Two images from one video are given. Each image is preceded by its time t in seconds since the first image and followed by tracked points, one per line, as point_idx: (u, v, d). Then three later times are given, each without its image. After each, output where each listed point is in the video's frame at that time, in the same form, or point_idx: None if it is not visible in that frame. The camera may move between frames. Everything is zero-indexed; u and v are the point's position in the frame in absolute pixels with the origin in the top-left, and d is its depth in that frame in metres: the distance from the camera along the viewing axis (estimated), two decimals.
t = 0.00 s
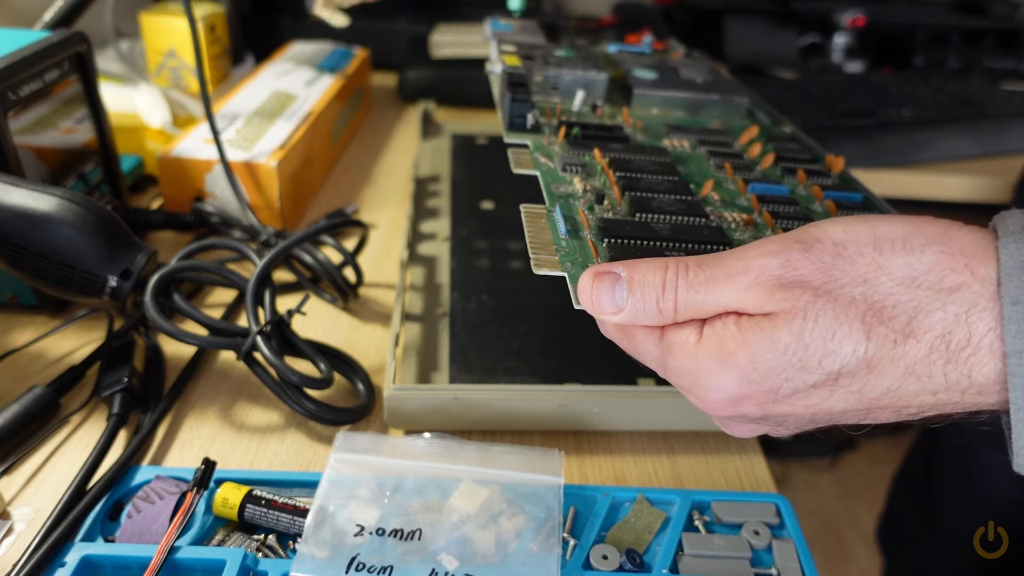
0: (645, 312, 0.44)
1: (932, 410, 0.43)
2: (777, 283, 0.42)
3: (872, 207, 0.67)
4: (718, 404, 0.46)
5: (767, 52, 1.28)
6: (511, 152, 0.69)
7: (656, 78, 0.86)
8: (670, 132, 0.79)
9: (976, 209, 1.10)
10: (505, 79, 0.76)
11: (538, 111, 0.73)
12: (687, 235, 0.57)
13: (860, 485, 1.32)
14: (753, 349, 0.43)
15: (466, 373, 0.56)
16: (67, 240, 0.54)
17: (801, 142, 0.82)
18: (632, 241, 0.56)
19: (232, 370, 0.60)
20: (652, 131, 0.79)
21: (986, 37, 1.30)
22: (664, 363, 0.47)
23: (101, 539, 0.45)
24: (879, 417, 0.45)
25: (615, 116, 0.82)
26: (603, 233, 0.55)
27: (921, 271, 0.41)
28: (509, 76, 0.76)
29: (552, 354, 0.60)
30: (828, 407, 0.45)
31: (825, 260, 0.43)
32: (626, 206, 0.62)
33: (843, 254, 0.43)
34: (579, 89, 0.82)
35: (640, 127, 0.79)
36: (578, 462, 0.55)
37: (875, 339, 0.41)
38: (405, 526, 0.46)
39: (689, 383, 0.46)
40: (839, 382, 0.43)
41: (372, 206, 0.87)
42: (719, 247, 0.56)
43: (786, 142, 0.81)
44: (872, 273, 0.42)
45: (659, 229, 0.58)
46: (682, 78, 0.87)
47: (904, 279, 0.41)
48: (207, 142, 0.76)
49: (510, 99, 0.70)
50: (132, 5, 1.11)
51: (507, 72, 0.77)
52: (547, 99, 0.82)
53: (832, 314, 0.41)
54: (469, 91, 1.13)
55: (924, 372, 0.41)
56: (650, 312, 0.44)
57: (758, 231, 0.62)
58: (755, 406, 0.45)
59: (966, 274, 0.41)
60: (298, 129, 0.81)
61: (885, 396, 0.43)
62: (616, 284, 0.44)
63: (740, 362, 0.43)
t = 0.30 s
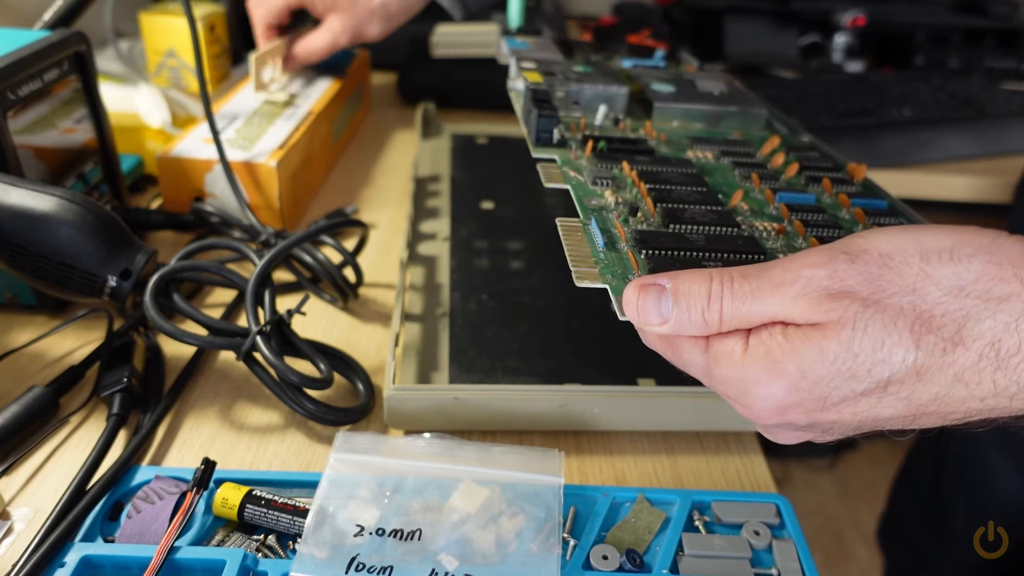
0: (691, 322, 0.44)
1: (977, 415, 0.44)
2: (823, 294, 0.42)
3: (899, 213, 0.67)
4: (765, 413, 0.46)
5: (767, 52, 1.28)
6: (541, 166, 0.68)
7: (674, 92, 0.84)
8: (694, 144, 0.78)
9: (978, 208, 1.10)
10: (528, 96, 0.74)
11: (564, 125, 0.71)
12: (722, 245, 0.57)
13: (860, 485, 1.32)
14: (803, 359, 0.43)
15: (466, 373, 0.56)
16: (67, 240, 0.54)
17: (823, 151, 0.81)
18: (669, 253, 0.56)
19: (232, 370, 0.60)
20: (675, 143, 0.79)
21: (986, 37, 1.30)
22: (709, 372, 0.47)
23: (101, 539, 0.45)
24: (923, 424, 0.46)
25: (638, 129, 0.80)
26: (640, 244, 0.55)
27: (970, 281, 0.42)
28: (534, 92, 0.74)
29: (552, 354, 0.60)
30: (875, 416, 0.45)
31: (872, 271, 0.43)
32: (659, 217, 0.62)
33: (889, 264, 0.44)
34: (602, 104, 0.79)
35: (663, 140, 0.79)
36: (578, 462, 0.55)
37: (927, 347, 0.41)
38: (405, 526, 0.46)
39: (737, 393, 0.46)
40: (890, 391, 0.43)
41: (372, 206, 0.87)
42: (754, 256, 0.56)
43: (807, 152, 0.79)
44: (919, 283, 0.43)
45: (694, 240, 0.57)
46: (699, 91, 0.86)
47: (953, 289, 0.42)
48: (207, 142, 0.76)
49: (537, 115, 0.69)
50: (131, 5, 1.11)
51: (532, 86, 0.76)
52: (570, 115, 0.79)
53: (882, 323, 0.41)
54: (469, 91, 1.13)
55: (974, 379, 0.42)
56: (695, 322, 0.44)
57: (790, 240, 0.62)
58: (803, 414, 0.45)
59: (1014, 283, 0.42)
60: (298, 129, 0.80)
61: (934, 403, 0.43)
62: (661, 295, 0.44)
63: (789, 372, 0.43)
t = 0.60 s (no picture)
0: (661, 329, 0.44)
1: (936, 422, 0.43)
2: (787, 303, 0.42)
3: (879, 222, 0.66)
4: (730, 417, 0.46)
5: (767, 52, 1.28)
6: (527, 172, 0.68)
7: (665, 98, 0.84)
8: (681, 151, 0.77)
9: (978, 208, 1.09)
10: (521, 102, 0.73)
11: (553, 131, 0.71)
12: (700, 252, 0.57)
13: (860, 485, 1.32)
14: (766, 365, 0.43)
15: (466, 373, 0.56)
16: (67, 240, 0.54)
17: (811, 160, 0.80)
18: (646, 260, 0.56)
19: (232, 370, 0.60)
20: (663, 150, 0.78)
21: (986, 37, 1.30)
22: (679, 376, 0.47)
23: (101, 539, 0.45)
24: (886, 429, 0.45)
25: (628, 136, 0.80)
26: (619, 252, 0.55)
27: (927, 292, 0.41)
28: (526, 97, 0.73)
29: (552, 354, 0.59)
30: (837, 420, 0.44)
31: (836, 281, 0.42)
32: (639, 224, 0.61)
33: (850, 274, 0.42)
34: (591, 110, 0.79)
35: (651, 146, 0.78)
36: (578, 462, 0.55)
37: (882, 356, 0.40)
38: (405, 526, 0.46)
39: (703, 396, 0.46)
40: (849, 398, 0.43)
41: (372, 206, 0.87)
42: (732, 264, 0.56)
43: (794, 159, 0.79)
44: (878, 292, 0.41)
45: (673, 247, 0.57)
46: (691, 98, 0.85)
47: (910, 299, 0.41)
48: (207, 142, 0.76)
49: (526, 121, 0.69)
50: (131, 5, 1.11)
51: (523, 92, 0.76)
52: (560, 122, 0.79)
53: (840, 332, 0.41)
54: (469, 90, 1.13)
55: (929, 389, 0.40)
56: (666, 329, 0.44)
57: (768, 248, 0.62)
58: (767, 419, 0.45)
59: (969, 293, 0.40)
60: (298, 129, 0.80)
61: (893, 410, 0.42)
62: (633, 302, 0.44)
63: (752, 378, 0.44)
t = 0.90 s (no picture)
0: (568, 318, 0.45)
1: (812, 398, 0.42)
2: (676, 290, 0.42)
3: (803, 215, 0.67)
4: (628, 399, 0.46)
5: (767, 52, 1.28)
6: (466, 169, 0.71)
7: (611, 95, 0.85)
8: (620, 147, 0.78)
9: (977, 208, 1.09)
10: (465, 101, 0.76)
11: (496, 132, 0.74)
12: (620, 245, 0.58)
13: (860, 485, 1.32)
14: (657, 350, 0.43)
15: (465, 373, 0.56)
16: (67, 240, 0.54)
17: (747, 152, 0.81)
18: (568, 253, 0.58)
19: (232, 370, 0.60)
20: (603, 146, 0.79)
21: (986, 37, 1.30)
22: (586, 362, 0.48)
23: (101, 539, 0.45)
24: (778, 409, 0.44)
25: (572, 133, 0.81)
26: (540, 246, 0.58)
27: (796, 278, 0.40)
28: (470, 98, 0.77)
29: (552, 353, 0.59)
30: (728, 401, 0.44)
31: (717, 270, 0.42)
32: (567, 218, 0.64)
33: (730, 264, 0.42)
34: (537, 108, 0.81)
35: (592, 143, 0.80)
36: (578, 462, 0.55)
37: (756, 339, 0.40)
38: (405, 526, 0.46)
39: (603, 380, 0.47)
40: (732, 379, 0.42)
41: (372, 206, 0.87)
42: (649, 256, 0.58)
43: (730, 152, 0.80)
44: (754, 280, 0.41)
45: (594, 240, 0.59)
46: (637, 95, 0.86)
47: (781, 285, 0.40)
48: (207, 142, 0.76)
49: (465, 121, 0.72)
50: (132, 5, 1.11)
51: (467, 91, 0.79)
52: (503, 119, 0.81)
53: (720, 317, 0.41)
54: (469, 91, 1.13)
55: (800, 369, 0.40)
56: (572, 317, 0.45)
57: (688, 238, 0.62)
58: (663, 400, 0.45)
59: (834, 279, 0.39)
60: (298, 129, 0.80)
61: (774, 389, 0.42)
62: (542, 293, 0.45)
63: (645, 359, 0.43)
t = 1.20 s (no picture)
0: (495, 297, 0.48)
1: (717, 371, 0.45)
2: (585, 270, 0.46)
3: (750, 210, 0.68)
4: (547, 372, 0.49)
5: (767, 52, 1.28)
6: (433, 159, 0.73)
7: (589, 90, 0.87)
8: (586, 142, 0.79)
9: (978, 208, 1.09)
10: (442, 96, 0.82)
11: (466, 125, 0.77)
12: (562, 235, 0.59)
13: (860, 485, 1.32)
14: (569, 326, 0.46)
15: (465, 373, 0.56)
16: (67, 240, 0.54)
17: (710, 148, 0.81)
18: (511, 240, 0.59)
19: (232, 370, 0.60)
20: (571, 140, 0.80)
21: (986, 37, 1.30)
22: (511, 339, 0.51)
23: (101, 539, 0.45)
24: (682, 383, 0.48)
25: (542, 127, 0.83)
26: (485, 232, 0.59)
27: (689, 261, 0.44)
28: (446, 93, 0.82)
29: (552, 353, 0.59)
30: (635, 375, 0.47)
31: (621, 252, 0.46)
32: (517, 208, 0.65)
33: (633, 247, 0.46)
34: (511, 103, 0.84)
35: (561, 137, 0.81)
36: (578, 462, 0.55)
37: (653, 316, 0.44)
38: (405, 526, 0.46)
39: (525, 355, 0.50)
40: (636, 354, 0.46)
41: (372, 206, 0.87)
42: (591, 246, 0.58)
43: (694, 149, 0.80)
44: (651, 263, 0.45)
45: (538, 228, 0.60)
46: (616, 90, 0.88)
47: (676, 267, 0.44)
48: (207, 142, 0.76)
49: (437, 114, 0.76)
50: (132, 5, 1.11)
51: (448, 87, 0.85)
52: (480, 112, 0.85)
53: (622, 296, 0.44)
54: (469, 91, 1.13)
55: (695, 343, 0.44)
56: (500, 297, 0.48)
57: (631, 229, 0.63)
58: (577, 373, 0.48)
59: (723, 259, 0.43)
60: (298, 129, 0.80)
61: (673, 362, 0.45)
62: (472, 274, 0.48)
63: (558, 334, 0.46)
